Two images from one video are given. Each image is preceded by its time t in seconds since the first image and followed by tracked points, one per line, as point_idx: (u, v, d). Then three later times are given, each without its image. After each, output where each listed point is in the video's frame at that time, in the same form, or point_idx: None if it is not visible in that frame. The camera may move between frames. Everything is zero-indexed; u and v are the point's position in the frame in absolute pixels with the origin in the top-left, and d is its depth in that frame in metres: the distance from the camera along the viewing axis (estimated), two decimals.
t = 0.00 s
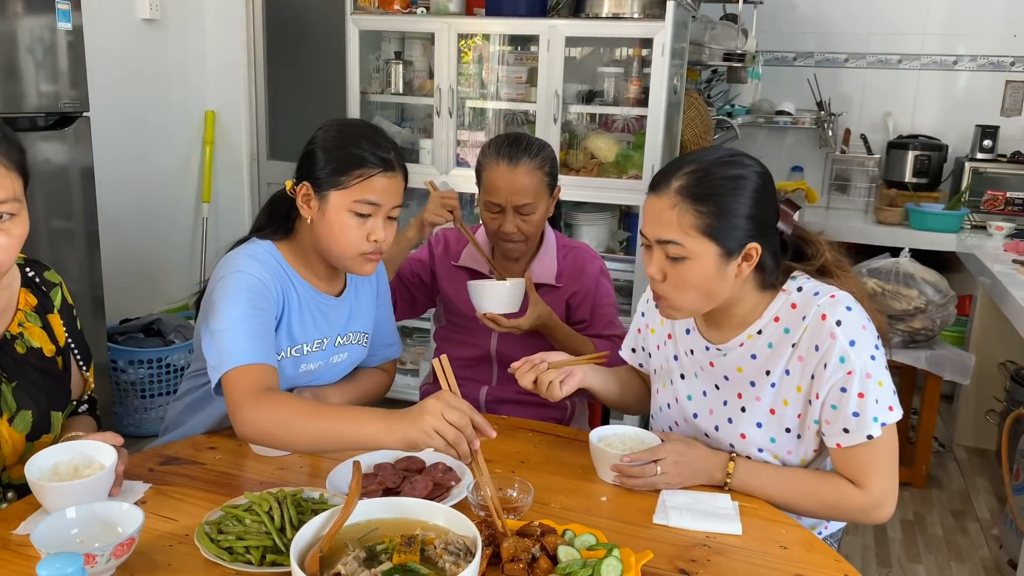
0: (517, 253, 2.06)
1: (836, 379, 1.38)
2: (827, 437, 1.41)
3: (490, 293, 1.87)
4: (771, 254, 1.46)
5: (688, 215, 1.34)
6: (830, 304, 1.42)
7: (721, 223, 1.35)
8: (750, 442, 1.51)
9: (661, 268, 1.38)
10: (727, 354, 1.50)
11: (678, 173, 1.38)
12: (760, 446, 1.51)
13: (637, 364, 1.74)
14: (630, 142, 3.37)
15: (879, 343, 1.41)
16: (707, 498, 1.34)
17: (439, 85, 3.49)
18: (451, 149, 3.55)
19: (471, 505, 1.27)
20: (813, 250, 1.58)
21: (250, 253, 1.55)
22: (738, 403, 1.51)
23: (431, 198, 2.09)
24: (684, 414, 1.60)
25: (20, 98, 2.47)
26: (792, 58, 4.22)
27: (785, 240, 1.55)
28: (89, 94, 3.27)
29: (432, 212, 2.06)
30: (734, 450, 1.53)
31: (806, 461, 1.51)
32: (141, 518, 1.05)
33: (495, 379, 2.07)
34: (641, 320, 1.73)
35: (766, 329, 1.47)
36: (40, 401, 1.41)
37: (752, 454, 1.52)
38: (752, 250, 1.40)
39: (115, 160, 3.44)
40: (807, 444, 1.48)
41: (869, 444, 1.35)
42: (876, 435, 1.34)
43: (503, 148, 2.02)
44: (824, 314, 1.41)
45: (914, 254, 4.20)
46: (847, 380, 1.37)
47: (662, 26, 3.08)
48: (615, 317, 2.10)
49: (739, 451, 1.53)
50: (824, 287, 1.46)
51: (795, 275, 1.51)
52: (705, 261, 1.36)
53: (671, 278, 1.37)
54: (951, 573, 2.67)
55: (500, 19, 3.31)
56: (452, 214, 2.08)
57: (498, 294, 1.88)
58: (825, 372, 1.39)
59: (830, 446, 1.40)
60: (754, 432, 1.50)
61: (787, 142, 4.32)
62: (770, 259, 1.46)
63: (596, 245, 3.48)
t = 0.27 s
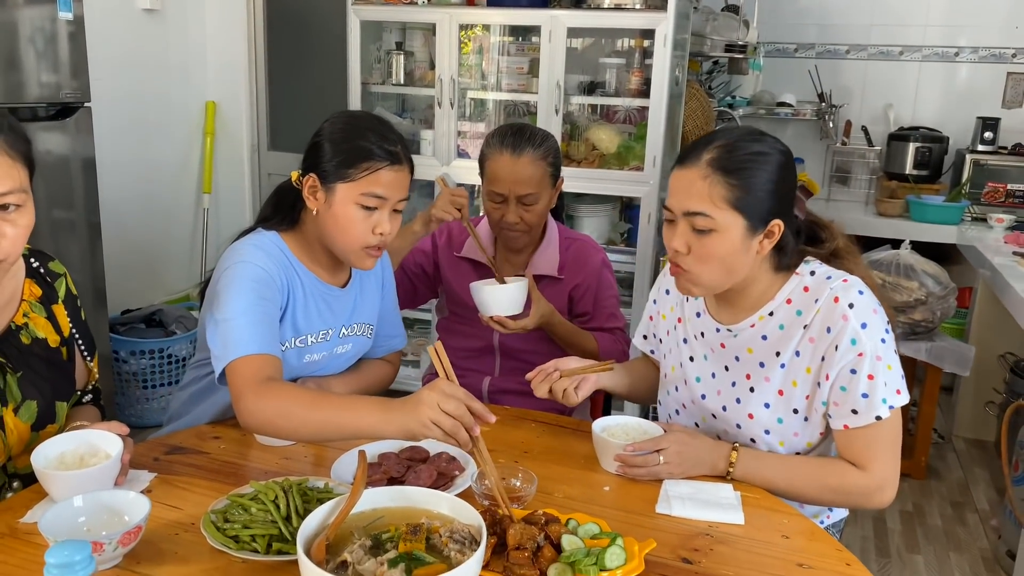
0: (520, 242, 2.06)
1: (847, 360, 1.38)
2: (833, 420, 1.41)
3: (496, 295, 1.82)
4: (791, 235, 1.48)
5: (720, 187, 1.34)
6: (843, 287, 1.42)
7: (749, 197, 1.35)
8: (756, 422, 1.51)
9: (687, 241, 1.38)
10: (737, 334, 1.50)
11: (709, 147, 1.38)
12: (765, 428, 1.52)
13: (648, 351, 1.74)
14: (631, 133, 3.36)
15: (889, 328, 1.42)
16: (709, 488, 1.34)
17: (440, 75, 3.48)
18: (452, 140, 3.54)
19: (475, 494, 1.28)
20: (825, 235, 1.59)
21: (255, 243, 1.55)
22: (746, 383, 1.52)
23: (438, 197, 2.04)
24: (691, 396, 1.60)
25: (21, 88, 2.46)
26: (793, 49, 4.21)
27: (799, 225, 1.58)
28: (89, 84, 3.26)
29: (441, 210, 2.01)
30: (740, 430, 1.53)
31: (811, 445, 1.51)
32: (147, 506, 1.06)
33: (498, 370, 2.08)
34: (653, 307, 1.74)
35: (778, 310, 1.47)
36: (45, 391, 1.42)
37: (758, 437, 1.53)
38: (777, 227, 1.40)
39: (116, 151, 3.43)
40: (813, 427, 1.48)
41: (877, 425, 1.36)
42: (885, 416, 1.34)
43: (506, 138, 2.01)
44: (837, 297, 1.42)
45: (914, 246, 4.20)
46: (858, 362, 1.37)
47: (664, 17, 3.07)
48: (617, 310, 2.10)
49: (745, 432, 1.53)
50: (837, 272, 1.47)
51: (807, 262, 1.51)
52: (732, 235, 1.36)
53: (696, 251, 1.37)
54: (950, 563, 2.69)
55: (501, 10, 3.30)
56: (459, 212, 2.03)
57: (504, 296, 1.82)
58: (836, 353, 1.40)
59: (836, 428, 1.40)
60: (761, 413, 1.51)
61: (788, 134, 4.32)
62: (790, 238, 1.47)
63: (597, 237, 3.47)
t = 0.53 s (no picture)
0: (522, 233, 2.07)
1: (855, 346, 1.39)
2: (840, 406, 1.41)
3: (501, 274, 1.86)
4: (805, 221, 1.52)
5: (745, 171, 1.35)
6: (849, 275, 1.43)
7: (772, 181, 1.36)
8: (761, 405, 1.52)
9: (711, 226, 1.37)
10: (744, 318, 1.51)
11: (730, 132, 1.38)
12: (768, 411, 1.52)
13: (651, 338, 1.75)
14: (634, 126, 3.36)
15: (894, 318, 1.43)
16: (712, 479, 1.35)
17: (443, 69, 3.48)
18: (454, 133, 3.54)
19: (480, 484, 1.29)
20: (832, 221, 1.61)
21: (259, 236, 1.56)
22: (751, 367, 1.52)
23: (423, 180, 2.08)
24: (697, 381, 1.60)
25: (24, 82, 2.47)
26: (795, 42, 4.21)
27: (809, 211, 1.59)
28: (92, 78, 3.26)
29: (425, 195, 2.04)
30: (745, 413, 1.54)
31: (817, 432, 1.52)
32: (155, 496, 1.07)
33: (501, 362, 2.09)
34: (657, 293, 1.74)
35: (785, 296, 1.48)
36: (52, 383, 1.43)
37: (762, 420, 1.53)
38: (795, 210, 1.42)
39: (119, 145, 3.44)
40: (819, 414, 1.49)
41: (885, 409, 1.35)
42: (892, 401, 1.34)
43: (511, 129, 2.02)
44: (843, 284, 1.42)
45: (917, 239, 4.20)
46: (865, 347, 1.38)
47: (666, 10, 3.06)
48: (620, 302, 2.10)
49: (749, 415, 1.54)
50: (844, 261, 1.48)
51: (814, 249, 1.53)
52: (755, 219, 1.36)
53: (720, 236, 1.36)
54: (951, 555, 2.70)
55: (503, 3, 3.29)
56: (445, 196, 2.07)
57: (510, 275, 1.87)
58: (842, 339, 1.40)
59: (844, 415, 1.40)
60: (765, 397, 1.51)
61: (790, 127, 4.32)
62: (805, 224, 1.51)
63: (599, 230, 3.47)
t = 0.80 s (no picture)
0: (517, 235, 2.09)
1: (851, 340, 1.38)
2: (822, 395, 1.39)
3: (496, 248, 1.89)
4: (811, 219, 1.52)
5: (755, 166, 1.34)
6: (853, 272, 1.43)
7: (782, 177, 1.36)
8: (766, 406, 1.52)
9: (719, 222, 1.37)
10: (750, 318, 1.51)
11: (740, 127, 1.38)
12: (774, 411, 1.52)
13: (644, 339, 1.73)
14: (634, 126, 3.37)
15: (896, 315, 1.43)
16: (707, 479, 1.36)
17: (443, 70, 3.48)
18: (455, 134, 3.55)
19: (477, 485, 1.29)
20: (837, 221, 1.59)
21: (257, 238, 1.57)
22: (755, 367, 1.53)
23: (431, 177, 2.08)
24: (700, 381, 1.60)
25: (26, 85, 2.47)
26: (795, 41, 4.21)
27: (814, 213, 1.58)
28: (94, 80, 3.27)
29: (435, 191, 2.06)
30: (750, 414, 1.54)
31: (808, 427, 1.50)
32: (152, 499, 1.08)
33: (500, 362, 2.10)
34: (654, 294, 1.72)
35: (790, 295, 1.48)
36: (51, 386, 1.44)
37: (767, 420, 1.54)
38: (803, 208, 1.42)
39: (121, 146, 3.45)
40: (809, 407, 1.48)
41: (865, 404, 1.34)
42: (874, 397, 1.34)
43: (507, 134, 2.02)
44: (848, 280, 1.43)
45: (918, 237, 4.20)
46: (861, 341, 1.37)
47: (665, 9, 3.07)
48: (618, 298, 2.10)
49: (754, 415, 1.54)
50: (848, 259, 1.48)
51: (819, 249, 1.53)
52: (765, 215, 1.36)
53: (728, 232, 1.36)
54: (952, 553, 2.70)
55: (503, 4, 3.30)
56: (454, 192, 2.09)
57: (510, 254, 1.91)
58: (840, 334, 1.40)
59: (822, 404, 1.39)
60: (771, 395, 1.51)
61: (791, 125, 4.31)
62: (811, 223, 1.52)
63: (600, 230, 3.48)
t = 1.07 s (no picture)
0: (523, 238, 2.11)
1: (849, 342, 1.38)
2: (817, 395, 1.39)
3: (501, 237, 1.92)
4: (817, 224, 1.53)
5: (760, 172, 1.35)
6: (856, 276, 1.43)
7: (789, 183, 1.37)
8: (768, 410, 1.52)
9: (725, 227, 1.37)
10: (753, 322, 1.52)
11: (747, 133, 1.39)
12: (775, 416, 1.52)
13: (656, 342, 1.74)
14: (638, 129, 3.37)
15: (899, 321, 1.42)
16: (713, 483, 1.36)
17: (448, 74, 3.49)
18: (460, 138, 3.56)
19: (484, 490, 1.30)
20: (844, 227, 1.60)
21: (263, 242, 1.58)
22: (758, 370, 1.53)
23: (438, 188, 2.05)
24: (705, 386, 1.61)
25: (34, 92, 2.50)
26: (800, 42, 4.21)
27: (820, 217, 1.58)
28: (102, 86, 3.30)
29: (443, 205, 2.04)
30: (753, 418, 1.54)
31: (806, 430, 1.49)
32: (163, 504, 1.09)
33: (506, 366, 2.10)
34: (663, 298, 1.73)
35: (794, 299, 1.49)
36: (62, 393, 1.45)
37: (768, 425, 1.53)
38: (810, 214, 1.43)
39: (128, 153, 3.47)
40: (806, 409, 1.47)
41: (858, 408, 1.34)
42: (867, 401, 1.33)
43: (510, 141, 2.03)
44: (851, 284, 1.43)
45: (924, 238, 4.19)
46: (859, 344, 1.37)
47: (669, 13, 3.07)
48: (623, 298, 2.10)
49: (757, 420, 1.54)
50: (854, 264, 1.48)
51: (825, 253, 1.53)
52: (771, 220, 1.36)
53: (734, 238, 1.37)
54: (960, 555, 2.69)
55: (507, 8, 3.31)
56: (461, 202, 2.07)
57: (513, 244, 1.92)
58: (839, 337, 1.40)
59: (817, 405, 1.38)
60: (774, 399, 1.51)
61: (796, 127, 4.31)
62: (818, 228, 1.52)
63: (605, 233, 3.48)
